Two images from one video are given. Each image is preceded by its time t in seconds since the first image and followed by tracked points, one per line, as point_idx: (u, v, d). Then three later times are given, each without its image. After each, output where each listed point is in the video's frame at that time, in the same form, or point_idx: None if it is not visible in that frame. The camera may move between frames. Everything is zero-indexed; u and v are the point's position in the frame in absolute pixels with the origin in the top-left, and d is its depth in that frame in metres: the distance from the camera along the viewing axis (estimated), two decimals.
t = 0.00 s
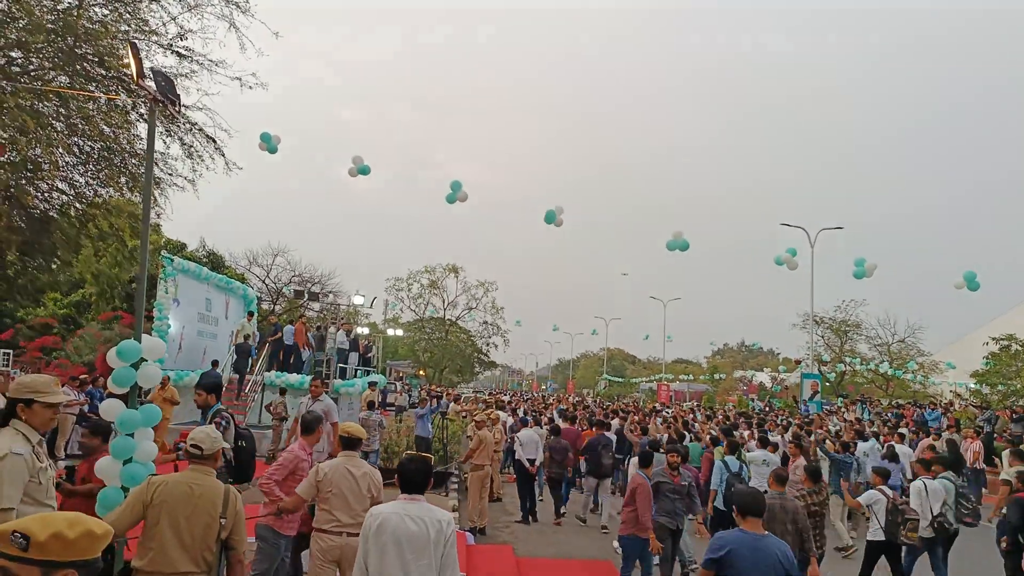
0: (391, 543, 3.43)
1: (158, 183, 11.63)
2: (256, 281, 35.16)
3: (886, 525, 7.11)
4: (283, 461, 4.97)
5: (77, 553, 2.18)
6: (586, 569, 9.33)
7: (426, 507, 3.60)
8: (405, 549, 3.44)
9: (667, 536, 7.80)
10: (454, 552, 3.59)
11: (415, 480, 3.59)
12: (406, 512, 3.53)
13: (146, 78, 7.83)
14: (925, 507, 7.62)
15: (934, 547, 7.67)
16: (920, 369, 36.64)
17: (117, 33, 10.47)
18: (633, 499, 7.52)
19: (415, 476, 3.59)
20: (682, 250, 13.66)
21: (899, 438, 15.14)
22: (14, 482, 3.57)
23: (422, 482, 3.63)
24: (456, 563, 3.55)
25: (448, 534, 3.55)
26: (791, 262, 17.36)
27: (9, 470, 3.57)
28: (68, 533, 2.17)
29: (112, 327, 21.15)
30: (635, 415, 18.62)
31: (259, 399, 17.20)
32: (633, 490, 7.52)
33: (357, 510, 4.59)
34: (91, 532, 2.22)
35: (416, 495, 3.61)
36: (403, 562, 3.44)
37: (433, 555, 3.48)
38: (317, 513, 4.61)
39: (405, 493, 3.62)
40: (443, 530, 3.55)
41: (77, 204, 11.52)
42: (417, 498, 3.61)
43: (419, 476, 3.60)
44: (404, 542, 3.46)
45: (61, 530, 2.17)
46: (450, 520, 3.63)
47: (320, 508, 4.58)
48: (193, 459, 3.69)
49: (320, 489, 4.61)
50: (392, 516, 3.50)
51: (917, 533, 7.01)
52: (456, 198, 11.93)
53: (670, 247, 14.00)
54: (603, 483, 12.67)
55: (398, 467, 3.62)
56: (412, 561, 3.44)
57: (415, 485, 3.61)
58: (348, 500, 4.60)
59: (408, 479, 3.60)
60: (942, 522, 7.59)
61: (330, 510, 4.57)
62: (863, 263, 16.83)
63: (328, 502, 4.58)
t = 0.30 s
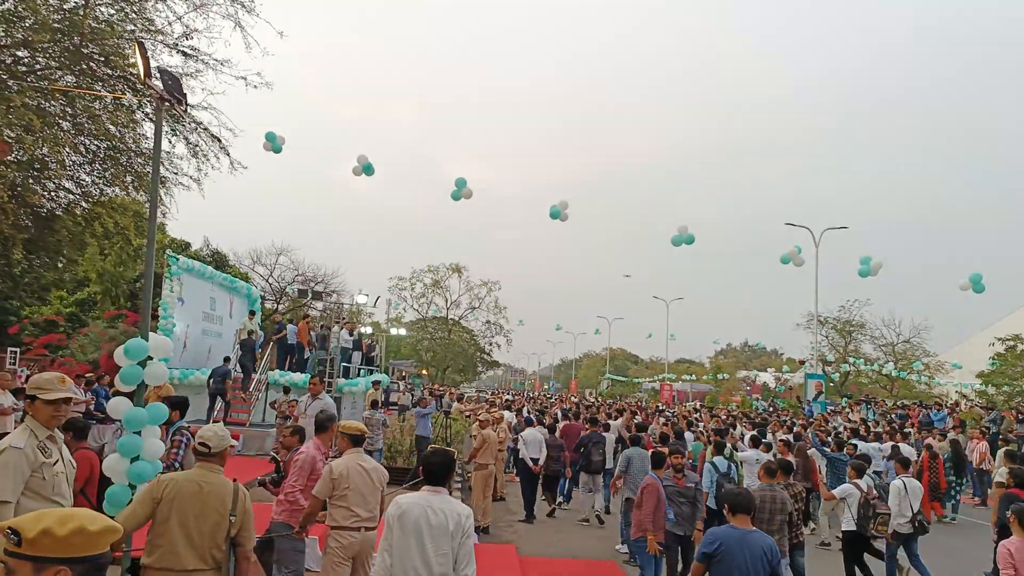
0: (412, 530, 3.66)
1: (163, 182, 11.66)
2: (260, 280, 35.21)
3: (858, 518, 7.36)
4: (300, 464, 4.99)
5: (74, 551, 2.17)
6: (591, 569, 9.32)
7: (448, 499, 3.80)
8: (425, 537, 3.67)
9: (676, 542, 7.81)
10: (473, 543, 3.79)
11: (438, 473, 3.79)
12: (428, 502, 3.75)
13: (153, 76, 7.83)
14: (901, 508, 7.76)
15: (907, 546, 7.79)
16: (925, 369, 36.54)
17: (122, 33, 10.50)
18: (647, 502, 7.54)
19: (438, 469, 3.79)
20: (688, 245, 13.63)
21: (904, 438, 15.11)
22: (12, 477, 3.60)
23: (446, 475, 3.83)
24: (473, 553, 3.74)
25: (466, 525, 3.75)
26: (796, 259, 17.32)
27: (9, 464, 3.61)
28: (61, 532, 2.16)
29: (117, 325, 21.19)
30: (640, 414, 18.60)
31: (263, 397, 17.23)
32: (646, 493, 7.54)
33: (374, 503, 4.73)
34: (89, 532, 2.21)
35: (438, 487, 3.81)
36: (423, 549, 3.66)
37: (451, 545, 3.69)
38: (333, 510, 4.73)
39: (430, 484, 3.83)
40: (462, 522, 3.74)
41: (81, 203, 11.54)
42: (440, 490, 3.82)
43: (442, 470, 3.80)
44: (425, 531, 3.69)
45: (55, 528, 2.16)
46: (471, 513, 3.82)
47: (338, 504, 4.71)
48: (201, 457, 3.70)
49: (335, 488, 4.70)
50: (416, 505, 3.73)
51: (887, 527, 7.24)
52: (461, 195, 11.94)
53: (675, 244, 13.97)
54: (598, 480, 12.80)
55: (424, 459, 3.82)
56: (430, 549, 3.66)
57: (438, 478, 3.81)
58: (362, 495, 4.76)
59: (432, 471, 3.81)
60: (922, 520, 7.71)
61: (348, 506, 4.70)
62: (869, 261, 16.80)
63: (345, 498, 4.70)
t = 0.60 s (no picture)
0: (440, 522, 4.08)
1: (180, 182, 11.77)
2: (275, 280, 35.38)
3: (849, 515, 8.06)
4: (335, 467, 5.19)
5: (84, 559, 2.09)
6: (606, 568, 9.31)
7: (473, 495, 4.23)
8: (451, 531, 4.09)
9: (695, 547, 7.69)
10: (497, 536, 4.20)
11: (465, 470, 4.23)
12: (455, 497, 4.17)
13: (170, 78, 7.89)
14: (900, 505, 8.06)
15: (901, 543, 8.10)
16: (942, 370, 36.18)
17: (140, 35, 10.60)
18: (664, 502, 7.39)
19: (465, 466, 4.23)
20: (702, 243, 13.59)
21: (920, 439, 15.02)
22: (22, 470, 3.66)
23: (471, 474, 4.27)
24: (496, 545, 4.16)
25: (490, 520, 4.17)
26: (812, 260, 17.23)
27: (21, 457, 3.68)
28: (80, 534, 2.08)
29: (134, 324, 21.36)
30: (653, 415, 18.56)
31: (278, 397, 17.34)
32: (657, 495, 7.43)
33: (408, 496, 5.04)
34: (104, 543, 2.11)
35: (465, 484, 4.24)
36: (449, 542, 4.08)
37: (475, 537, 4.11)
38: (370, 508, 4.91)
39: (457, 480, 4.26)
40: (486, 516, 4.17)
41: (99, 204, 11.64)
42: (466, 486, 4.25)
43: (469, 467, 4.24)
44: (451, 523, 4.11)
45: (79, 527, 2.10)
46: (494, 508, 4.24)
47: (378, 503, 4.90)
48: (219, 456, 3.74)
49: (375, 487, 4.88)
50: (444, 499, 4.15)
51: (876, 524, 7.94)
52: (476, 194, 11.97)
53: (690, 244, 13.92)
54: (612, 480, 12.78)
55: (451, 459, 4.27)
56: (457, 541, 4.08)
57: (465, 475, 4.25)
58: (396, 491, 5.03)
59: (460, 468, 4.25)
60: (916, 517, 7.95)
61: (386, 502, 4.93)
62: (884, 260, 16.70)
63: (384, 495, 4.92)
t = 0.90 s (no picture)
0: (464, 516, 4.15)
1: (203, 182, 11.89)
2: (295, 279, 35.62)
3: (852, 510, 8.21)
4: (379, 463, 5.79)
5: (108, 552, 1.96)
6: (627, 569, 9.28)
7: (498, 492, 4.30)
8: (475, 526, 4.14)
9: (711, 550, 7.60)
10: (518, 534, 4.25)
11: (490, 466, 4.32)
12: (479, 493, 4.24)
13: (193, 79, 7.95)
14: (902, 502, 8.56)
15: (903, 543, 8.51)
16: (966, 371, 35.67)
17: (163, 36, 10.71)
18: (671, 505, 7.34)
19: (490, 463, 4.33)
20: (722, 245, 13.49)
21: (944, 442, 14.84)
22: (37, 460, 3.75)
23: (495, 472, 4.36)
24: (518, 541, 4.22)
25: (513, 516, 4.23)
26: (834, 260, 17.04)
27: (39, 449, 3.78)
28: (103, 529, 1.95)
29: (157, 323, 21.59)
30: (672, 415, 18.50)
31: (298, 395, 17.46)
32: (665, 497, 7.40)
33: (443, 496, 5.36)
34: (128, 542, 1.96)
35: (490, 481, 4.31)
36: (472, 537, 4.13)
37: (498, 533, 4.16)
38: (409, 507, 5.21)
39: (483, 477, 4.35)
40: (509, 513, 4.23)
41: (123, 203, 11.76)
42: (491, 484, 4.32)
43: (494, 464, 4.34)
44: (475, 518, 4.16)
45: (105, 521, 1.96)
46: (517, 506, 4.30)
47: (416, 501, 5.21)
48: (239, 453, 3.77)
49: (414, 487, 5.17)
50: (468, 494, 4.22)
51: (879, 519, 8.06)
52: (495, 196, 11.97)
53: (709, 244, 13.83)
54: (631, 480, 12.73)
55: (477, 456, 4.37)
56: (480, 536, 4.13)
57: (490, 472, 4.34)
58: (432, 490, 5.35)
59: (485, 465, 4.35)
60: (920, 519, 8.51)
61: (424, 501, 5.25)
62: (907, 261, 16.50)
63: (422, 493, 5.24)
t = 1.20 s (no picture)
0: (496, 511, 4.20)
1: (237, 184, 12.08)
2: (326, 280, 36.01)
3: (867, 512, 8.18)
4: (425, 461, 5.91)
5: (145, 546, 1.95)
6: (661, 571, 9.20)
7: (531, 489, 4.35)
8: (506, 520, 4.19)
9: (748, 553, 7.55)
10: (549, 532, 4.26)
11: (524, 463, 4.40)
12: (513, 489, 4.29)
13: (227, 82, 8.05)
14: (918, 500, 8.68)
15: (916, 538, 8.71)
16: (1007, 372, 34.83)
17: (198, 40, 10.90)
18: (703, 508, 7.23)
19: (524, 460, 4.40)
20: (752, 244, 13.32)
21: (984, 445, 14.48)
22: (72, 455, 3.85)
23: (529, 470, 4.40)
24: (548, 540, 4.22)
25: (544, 514, 4.24)
26: (868, 259, 16.75)
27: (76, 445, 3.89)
28: (142, 523, 1.95)
29: (192, 322, 21.97)
30: (704, 416, 18.33)
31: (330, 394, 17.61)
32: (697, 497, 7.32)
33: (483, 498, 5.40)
34: (168, 536, 1.96)
35: (523, 478, 4.37)
36: (503, 531, 4.18)
37: (528, 529, 4.19)
38: (449, 505, 5.27)
39: (516, 475, 4.41)
40: (541, 511, 4.24)
41: (160, 205, 11.96)
42: (524, 482, 4.38)
43: (528, 462, 4.41)
44: (507, 512, 4.22)
45: (144, 515, 1.97)
46: (549, 505, 4.32)
47: (456, 501, 5.27)
48: (274, 450, 3.83)
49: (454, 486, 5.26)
50: (501, 489, 4.28)
51: (893, 519, 7.98)
52: (524, 199, 11.97)
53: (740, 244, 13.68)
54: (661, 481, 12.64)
55: (513, 454, 4.44)
56: (511, 530, 4.17)
57: (524, 470, 4.40)
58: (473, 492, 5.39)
59: (519, 463, 4.42)
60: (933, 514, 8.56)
61: (464, 500, 5.30)
62: (945, 260, 16.18)
63: (462, 492, 5.30)
